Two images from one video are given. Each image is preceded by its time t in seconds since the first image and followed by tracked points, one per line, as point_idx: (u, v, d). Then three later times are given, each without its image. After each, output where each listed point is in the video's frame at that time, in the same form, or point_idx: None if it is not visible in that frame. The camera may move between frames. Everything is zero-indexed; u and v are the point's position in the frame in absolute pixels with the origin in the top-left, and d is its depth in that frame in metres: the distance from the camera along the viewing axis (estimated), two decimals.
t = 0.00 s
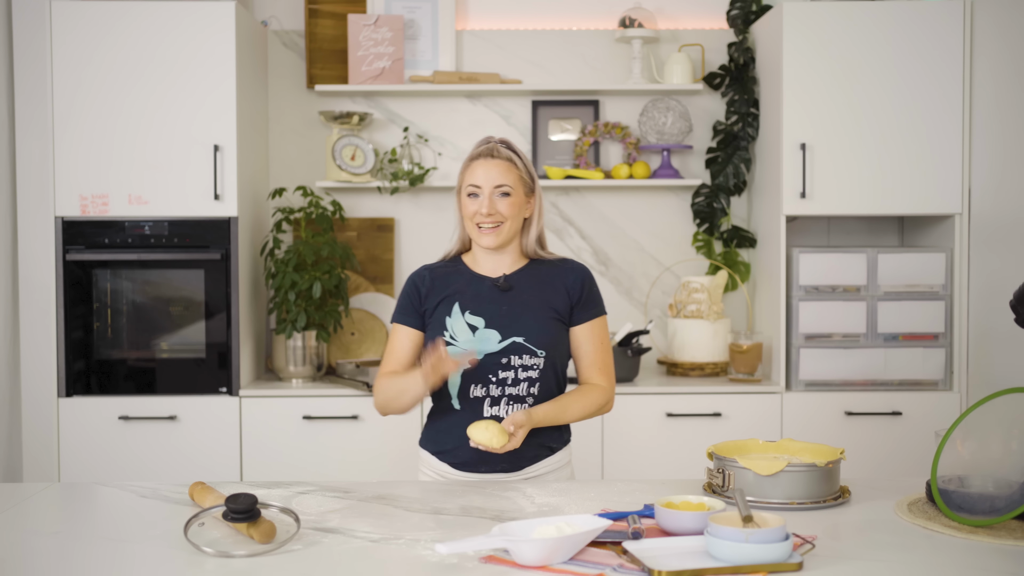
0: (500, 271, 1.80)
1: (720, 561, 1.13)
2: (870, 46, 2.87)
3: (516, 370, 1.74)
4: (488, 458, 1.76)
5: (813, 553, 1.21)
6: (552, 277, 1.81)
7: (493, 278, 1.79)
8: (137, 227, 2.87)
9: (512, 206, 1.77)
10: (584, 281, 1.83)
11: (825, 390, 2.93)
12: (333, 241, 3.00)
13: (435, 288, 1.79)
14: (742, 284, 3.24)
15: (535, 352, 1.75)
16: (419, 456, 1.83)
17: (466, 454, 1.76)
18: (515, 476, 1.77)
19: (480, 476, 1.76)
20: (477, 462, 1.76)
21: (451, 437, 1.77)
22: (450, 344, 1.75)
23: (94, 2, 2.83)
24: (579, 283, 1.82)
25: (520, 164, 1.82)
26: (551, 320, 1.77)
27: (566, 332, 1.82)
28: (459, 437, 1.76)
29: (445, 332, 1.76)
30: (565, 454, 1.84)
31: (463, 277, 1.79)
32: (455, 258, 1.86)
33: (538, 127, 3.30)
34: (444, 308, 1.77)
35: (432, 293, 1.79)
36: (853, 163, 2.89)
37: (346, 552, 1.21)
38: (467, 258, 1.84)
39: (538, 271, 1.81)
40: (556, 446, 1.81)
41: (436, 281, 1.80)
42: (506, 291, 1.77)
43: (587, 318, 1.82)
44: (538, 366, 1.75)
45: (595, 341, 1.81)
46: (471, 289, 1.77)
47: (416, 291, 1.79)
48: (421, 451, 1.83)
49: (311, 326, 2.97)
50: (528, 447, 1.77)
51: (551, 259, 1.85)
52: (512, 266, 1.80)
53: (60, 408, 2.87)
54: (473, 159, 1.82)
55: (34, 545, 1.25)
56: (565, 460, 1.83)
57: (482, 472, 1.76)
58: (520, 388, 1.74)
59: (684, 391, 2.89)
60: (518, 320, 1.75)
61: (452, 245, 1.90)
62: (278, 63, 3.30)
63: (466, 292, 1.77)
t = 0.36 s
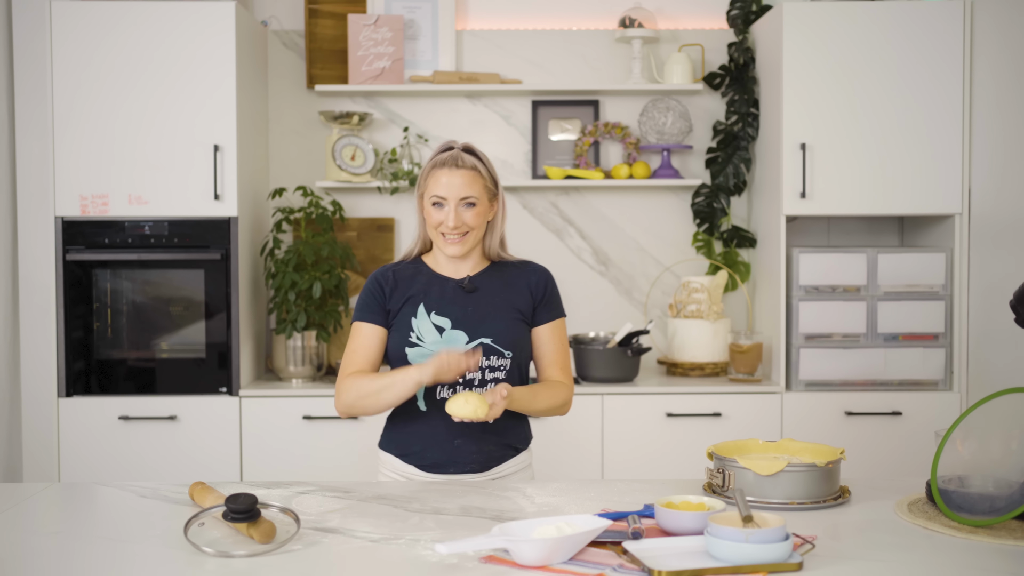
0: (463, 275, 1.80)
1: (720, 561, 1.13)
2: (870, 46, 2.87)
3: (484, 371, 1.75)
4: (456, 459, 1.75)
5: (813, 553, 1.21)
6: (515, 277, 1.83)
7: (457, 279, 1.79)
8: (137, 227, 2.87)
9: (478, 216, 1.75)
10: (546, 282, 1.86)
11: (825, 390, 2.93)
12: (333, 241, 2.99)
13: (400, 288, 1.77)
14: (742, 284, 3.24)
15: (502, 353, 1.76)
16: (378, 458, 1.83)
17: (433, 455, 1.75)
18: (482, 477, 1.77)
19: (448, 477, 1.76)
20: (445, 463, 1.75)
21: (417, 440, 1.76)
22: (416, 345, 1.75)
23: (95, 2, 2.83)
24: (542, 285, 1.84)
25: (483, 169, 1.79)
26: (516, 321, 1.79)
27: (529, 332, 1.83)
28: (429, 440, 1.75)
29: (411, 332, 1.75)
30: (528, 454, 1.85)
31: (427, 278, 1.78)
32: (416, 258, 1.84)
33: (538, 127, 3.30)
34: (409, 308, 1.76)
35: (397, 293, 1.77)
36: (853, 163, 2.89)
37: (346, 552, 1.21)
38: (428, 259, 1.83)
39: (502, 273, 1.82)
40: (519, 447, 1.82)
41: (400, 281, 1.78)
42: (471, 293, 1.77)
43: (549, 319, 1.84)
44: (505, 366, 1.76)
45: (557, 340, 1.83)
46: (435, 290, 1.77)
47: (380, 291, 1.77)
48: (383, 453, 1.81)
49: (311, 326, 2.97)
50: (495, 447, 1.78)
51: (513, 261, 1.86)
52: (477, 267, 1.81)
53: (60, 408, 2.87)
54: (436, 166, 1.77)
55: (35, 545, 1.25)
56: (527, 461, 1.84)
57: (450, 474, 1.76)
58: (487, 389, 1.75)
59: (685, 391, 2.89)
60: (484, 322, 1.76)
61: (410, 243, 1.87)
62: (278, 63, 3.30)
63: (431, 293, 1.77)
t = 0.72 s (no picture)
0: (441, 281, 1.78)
1: (720, 561, 1.13)
2: (870, 46, 2.87)
3: (465, 373, 1.75)
4: (442, 459, 1.75)
5: (813, 553, 1.21)
6: (494, 278, 1.83)
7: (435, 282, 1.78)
8: (137, 227, 2.87)
9: (454, 234, 1.70)
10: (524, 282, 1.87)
11: (825, 390, 2.93)
12: (333, 241, 2.99)
13: (378, 293, 1.77)
14: (742, 284, 3.24)
15: (483, 355, 1.76)
16: (359, 461, 1.81)
17: (420, 457, 1.75)
18: (469, 476, 1.77)
19: (435, 478, 1.75)
20: (432, 464, 1.75)
21: (402, 442, 1.75)
22: (398, 349, 1.75)
23: (95, 2, 2.83)
24: (518, 285, 1.86)
25: (458, 184, 1.72)
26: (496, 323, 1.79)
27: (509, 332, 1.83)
28: (415, 442, 1.74)
29: (392, 336, 1.75)
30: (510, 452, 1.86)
31: (403, 282, 1.78)
32: (393, 262, 1.82)
33: (538, 127, 3.30)
34: (388, 312, 1.76)
35: (375, 297, 1.77)
36: (853, 163, 2.89)
37: (346, 552, 1.21)
38: (406, 263, 1.81)
39: (480, 276, 1.82)
40: (501, 445, 1.83)
41: (377, 286, 1.78)
42: (450, 296, 1.77)
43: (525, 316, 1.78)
44: (485, 368, 1.77)
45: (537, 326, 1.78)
46: (414, 294, 1.77)
47: (357, 296, 1.77)
48: (364, 456, 1.80)
49: (311, 326, 2.97)
50: (480, 445, 1.78)
51: (491, 262, 1.86)
52: (454, 274, 1.80)
53: (60, 408, 2.87)
54: (410, 183, 1.70)
55: (34, 546, 1.25)
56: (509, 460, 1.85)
57: (438, 474, 1.75)
58: (468, 391, 1.76)
59: (685, 391, 2.89)
60: (465, 324, 1.76)
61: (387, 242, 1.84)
62: (278, 63, 3.30)
63: (409, 297, 1.76)
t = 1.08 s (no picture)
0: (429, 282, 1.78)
1: (720, 561, 1.13)
2: (870, 46, 2.87)
3: (453, 376, 1.74)
4: (434, 460, 1.76)
5: (813, 553, 1.21)
6: (484, 279, 1.81)
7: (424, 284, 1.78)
8: (137, 227, 2.87)
9: (439, 242, 1.68)
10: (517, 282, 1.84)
11: (826, 390, 2.93)
12: (333, 241, 2.99)
13: (366, 296, 1.78)
14: (742, 284, 3.23)
15: (472, 357, 1.75)
16: (353, 460, 1.83)
17: (412, 458, 1.76)
18: (461, 476, 1.77)
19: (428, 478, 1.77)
20: (424, 465, 1.76)
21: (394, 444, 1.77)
22: (385, 353, 1.74)
23: (95, 2, 2.83)
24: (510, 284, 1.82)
25: (444, 191, 1.70)
26: (486, 324, 1.77)
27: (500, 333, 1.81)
28: (408, 444, 1.75)
29: (379, 340, 1.75)
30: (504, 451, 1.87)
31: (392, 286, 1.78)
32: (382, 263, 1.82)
33: (538, 127, 3.30)
34: (375, 315, 1.76)
35: (363, 301, 1.78)
36: (853, 163, 2.89)
37: (346, 552, 1.21)
38: (396, 265, 1.81)
39: (469, 277, 1.80)
40: (495, 445, 1.82)
41: (365, 289, 1.79)
42: (438, 298, 1.76)
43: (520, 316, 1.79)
44: (474, 370, 1.76)
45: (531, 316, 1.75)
46: (402, 296, 1.76)
47: (346, 300, 1.79)
48: (358, 456, 1.82)
49: (312, 326, 2.97)
50: (472, 445, 1.78)
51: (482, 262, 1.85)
52: (444, 276, 1.79)
53: (60, 408, 2.87)
54: (394, 191, 1.68)
55: (34, 546, 1.25)
56: (503, 459, 1.85)
57: (430, 475, 1.77)
58: (458, 393, 1.75)
59: (685, 391, 2.89)
60: (453, 326, 1.75)
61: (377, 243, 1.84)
62: (278, 63, 3.30)
63: (397, 300, 1.76)
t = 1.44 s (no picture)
0: (423, 285, 1.78)
1: (720, 561, 1.13)
2: (870, 46, 2.87)
3: (453, 380, 1.74)
4: (436, 464, 1.75)
5: (813, 553, 1.21)
6: (479, 281, 1.81)
7: (418, 287, 1.77)
8: (137, 227, 2.87)
9: (429, 246, 1.69)
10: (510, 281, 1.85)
11: (826, 390, 2.93)
12: (333, 241, 2.99)
13: (360, 302, 1.77)
14: (742, 284, 3.24)
15: (471, 361, 1.75)
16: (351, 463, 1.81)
17: (413, 462, 1.74)
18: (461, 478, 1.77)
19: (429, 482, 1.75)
20: (426, 469, 1.75)
21: (395, 448, 1.76)
22: (384, 359, 1.74)
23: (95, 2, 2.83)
24: (503, 284, 1.83)
25: (433, 196, 1.70)
26: (483, 328, 1.78)
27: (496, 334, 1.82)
28: (410, 446, 1.75)
29: (377, 347, 1.75)
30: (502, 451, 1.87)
31: (385, 290, 1.77)
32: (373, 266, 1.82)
33: (538, 127, 3.30)
34: (371, 321, 1.76)
35: (357, 307, 1.77)
36: (853, 162, 2.89)
37: (346, 552, 1.21)
38: (387, 267, 1.81)
39: (463, 279, 1.80)
40: (493, 446, 1.83)
41: (357, 294, 1.78)
42: (433, 301, 1.76)
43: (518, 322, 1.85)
44: (474, 374, 1.76)
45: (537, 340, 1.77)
46: (397, 301, 1.76)
47: (339, 306, 1.79)
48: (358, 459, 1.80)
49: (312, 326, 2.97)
50: (473, 447, 1.78)
51: (474, 262, 1.85)
52: (436, 279, 1.79)
53: (60, 408, 2.87)
54: (383, 196, 1.68)
55: (34, 545, 1.25)
56: (501, 460, 1.86)
57: (432, 479, 1.75)
58: (458, 396, 1.75)
59: (685, 391, 2.89)
60: (451, 331, 1.75)
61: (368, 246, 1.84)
62: (278, 63, 3.30)
63: (392, 305, 1.76)
